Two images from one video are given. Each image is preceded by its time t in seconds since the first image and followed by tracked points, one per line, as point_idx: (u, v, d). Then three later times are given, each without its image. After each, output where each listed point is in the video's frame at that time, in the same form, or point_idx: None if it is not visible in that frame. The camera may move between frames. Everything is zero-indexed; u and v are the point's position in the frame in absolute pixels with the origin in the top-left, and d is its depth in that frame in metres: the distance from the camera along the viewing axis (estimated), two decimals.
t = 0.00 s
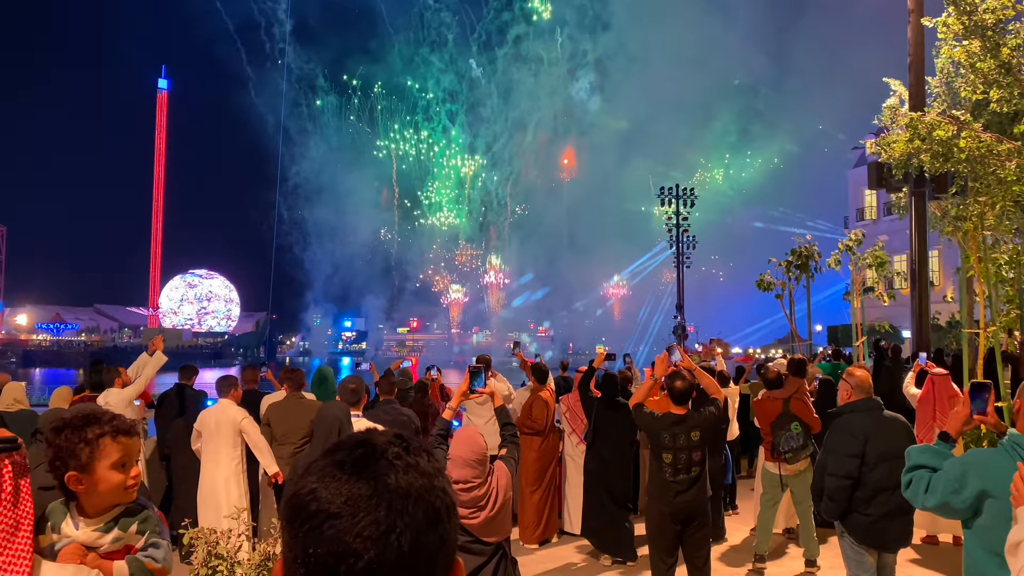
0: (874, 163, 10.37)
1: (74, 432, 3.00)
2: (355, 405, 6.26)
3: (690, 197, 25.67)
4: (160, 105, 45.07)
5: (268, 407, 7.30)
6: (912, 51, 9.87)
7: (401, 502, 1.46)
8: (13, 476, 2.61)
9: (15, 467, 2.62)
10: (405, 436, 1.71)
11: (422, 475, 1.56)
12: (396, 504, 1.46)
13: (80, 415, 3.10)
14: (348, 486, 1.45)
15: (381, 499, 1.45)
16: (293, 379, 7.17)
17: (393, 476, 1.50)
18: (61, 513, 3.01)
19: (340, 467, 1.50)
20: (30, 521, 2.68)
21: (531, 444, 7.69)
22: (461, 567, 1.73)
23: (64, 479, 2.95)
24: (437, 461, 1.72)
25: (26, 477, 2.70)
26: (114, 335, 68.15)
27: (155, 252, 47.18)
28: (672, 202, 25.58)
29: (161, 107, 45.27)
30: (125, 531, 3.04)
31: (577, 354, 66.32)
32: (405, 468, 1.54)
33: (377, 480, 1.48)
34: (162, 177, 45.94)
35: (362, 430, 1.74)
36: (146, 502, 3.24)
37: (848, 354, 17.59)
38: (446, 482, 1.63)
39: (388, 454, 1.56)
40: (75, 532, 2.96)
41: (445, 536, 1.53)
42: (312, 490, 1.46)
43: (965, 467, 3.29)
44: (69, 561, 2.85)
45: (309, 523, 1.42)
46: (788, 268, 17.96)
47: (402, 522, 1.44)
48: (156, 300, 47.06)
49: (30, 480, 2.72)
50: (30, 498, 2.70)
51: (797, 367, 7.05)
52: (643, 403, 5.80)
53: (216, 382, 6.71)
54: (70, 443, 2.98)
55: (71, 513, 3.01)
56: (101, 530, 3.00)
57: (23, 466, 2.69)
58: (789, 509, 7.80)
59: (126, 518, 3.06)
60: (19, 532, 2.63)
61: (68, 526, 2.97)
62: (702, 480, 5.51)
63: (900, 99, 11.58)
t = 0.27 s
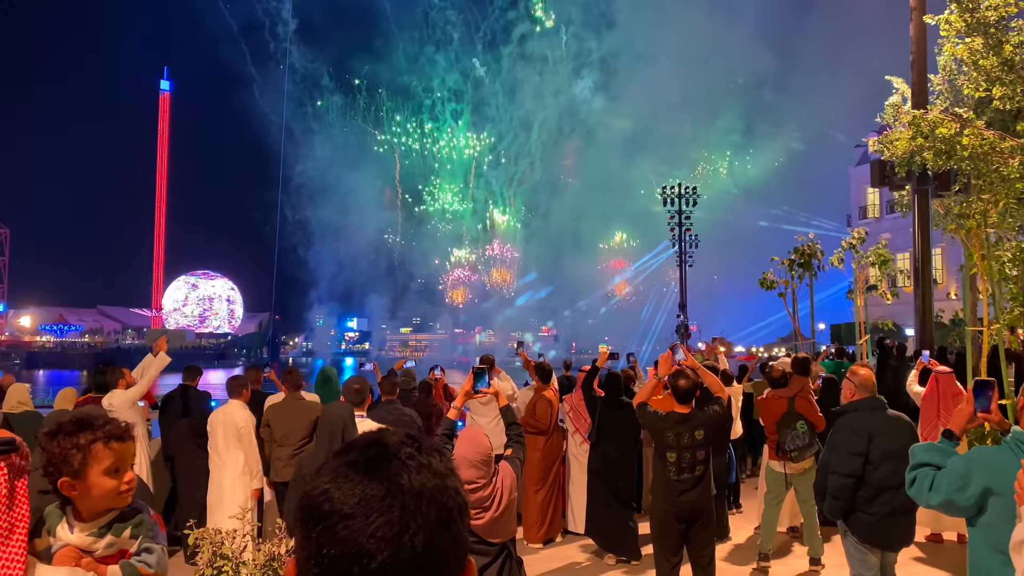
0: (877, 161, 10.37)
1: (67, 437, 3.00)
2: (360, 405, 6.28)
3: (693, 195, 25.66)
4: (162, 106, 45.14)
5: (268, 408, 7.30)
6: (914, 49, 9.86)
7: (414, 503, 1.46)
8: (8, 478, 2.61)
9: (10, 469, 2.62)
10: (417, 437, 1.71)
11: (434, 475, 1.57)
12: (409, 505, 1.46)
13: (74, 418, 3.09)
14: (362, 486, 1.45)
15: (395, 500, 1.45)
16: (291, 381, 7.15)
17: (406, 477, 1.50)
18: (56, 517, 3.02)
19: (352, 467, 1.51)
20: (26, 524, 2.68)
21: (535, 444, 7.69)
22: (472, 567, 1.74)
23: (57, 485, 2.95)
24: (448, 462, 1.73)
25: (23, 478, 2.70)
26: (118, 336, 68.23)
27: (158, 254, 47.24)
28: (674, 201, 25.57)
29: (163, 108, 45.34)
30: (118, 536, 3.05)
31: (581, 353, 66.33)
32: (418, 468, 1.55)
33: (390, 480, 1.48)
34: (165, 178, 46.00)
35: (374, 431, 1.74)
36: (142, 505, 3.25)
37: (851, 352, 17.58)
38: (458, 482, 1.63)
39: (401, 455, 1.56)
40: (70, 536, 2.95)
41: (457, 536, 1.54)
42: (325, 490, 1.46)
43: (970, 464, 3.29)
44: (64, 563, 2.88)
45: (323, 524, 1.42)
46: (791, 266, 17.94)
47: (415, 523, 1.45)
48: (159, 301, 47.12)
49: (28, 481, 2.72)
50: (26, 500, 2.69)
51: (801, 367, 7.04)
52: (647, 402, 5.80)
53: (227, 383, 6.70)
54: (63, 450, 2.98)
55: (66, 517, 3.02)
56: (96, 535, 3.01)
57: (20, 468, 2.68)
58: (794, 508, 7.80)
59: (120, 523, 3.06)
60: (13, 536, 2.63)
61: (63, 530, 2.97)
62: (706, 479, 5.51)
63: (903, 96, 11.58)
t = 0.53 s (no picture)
0: (878, 158, 10.36)
1: (64, 438, 3.00)
2: (364, 405, 6.28)
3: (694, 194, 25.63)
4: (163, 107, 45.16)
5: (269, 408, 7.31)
6: (914, 46, 9.86)
7: (428, 499, 1.47)
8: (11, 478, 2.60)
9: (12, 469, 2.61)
10: (429, 433, 1.72)
11: (448, 471, 1.57)
12: (423, 500, 1.46)
13: (73, 419, 3.09)
14: (375, 482, 1.46)
15: (408, 496, 1.45)
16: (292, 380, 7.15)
17: (420, 472, 1.50)
18: (59, 517, 3.03)
19: (366, 464, 1.51)
20: (31, 524, 2.68)
21: (538, 443, 7.69)
22: (485, 564, 1.73)
23: (56, 486, 2.95)
24: (461, 458, 1.73)
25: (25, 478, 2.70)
26: (119, 337, 68.26)
27: (159, 254, 47.26)
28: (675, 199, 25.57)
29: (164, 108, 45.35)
30: (120, 536, 3.05)
31: (582, 352, 66.35)
32: (431, 464, 1.55)
33: (404, 477, 1.48)
34: (165, 179, 46.01)
35: (386, 428, 1.74)
36: (143, 504, 3.27)
37: (852, 350, 17.58)
38: (471, 478, 1.63)
39: (415, 451, 1.57)
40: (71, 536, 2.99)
41: (471, 531, 1.54)
42: (340, 487, 1.47)
43: (972, 460, 3.29)
44: (69, 562, 2.85)
45: (337, 519, 1.43)
46: (792, 264, 17.95)
47: (430, 518, 1.45)
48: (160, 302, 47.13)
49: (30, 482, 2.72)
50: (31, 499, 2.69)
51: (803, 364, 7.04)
52: (650, 401, 5.79)
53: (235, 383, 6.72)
54: (60, 450, 2.98)
55: (68, 517, 3.02)
56: (99, 534, 3.02)
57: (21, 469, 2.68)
58: (797, 505, 7.80)
59: (123, 523, 3.07)
60: (18, 536, 2.63)
61: (64, 530, 2.99)
62: (710, 477, 5.51)
63: (903, 94, 11.57)
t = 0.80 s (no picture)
0: (876, 157, 10.36)
1: (64, 436, 3.01)
2: (365, 405, 6.27)
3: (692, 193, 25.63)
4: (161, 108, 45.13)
5: (267, 410, 7.31)
6: (912, 45, 9.87)
7: (436, 494, 1.47)
8: (16, 477, 2.60)
9: (17, 468, 2.61)
10: (436, 429, 1.72)
11: (455, 466, 1.57)
12: (430, 495, 1.47)
13: (75, 418, 3.09)
14: (383, 478, 1.46)
15: (416, 491, 1.46)
16: (291, 381, 7.16)
17: (427, 468, 1.51)
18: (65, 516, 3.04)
19: (374, 459, 1.52)
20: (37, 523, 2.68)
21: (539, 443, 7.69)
22: (492, 559, 1.74)
23: (57, 483, 2.98)
24: (468, 454, 1.74)
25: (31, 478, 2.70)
26: (118, 339, 68.17)
27: (158, 256, 47.22)
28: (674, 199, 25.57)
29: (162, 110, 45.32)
30: (125, 535, 3.05)
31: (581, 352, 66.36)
32: (439, 459, 1.56)
33: (412, 472, 1.49)
34: (164, 181, 45.98)
35: (393, 424, 1.75)
36: (147, 503, 3.27)
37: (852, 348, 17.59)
38: (478, 474, 1.64)
39: (422, 447, 1.57)
40: (77, 535, 2.97)
41: (479, 526, 1.54)
42: (349, 482, 1.47)
43: (971, 458, 3.30)
44: (77, 561, 2.88)
45: (346, 514, 1.43)
46: (791, 263, 17.95)
47: (437, 513, 1.45)
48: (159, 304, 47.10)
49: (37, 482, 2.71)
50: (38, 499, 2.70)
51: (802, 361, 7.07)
52: (649, 400, 5.80)
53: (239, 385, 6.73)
54: (60, 449, 2.99)
55: (72, 516, 3.03)
56: (104, 534, 3.02)
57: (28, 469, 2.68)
58: (797, 504, 7.80)
59: (127, 522, 3.08)
60: (24, 535, 2.63)
61: (70, 529, 2.98)
62: (710, 476, 5.52)
63: (901, 92, 11.58)
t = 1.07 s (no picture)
0: (872, 156, 10.37)
1: (65, 433, 3.01)
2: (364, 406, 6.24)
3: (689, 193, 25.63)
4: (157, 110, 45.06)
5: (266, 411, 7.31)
6: (908, 44, 9.88)
7: (434, 490, 1.47)
8: (18, 474, 2.61)
9: (19, 466, 2.62)
10: (433, 427, 1.72)
11: (453, 463, 1.57)
12: (428, 492, 1.47)
13: (78, 415, 3.09)
14: (381, 475, 1.46)
15: (414, 487, 1.46)
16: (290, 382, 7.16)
17: (425, 464, 1.51)
18: (64, 515, 3.04)
19: (372, 457, 1.52)
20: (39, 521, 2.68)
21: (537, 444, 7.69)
22: (490, 557, 1.74)
23: (57, 479, 2.99)
24: (465, 452, 1.74)
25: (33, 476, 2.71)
26: (115, 342, 68.03)
27: (154, 258, 47.14)
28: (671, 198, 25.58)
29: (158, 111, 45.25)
30: (122, 530, 3.06)
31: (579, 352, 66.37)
32: (436, 456, 1.56)
33: (410, 469, 1.49)
34: (160, 183, 45.90)
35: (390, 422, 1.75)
36: (143, 498, 3.28)
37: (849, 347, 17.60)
38: (476, 471, 1.64)
39: (419, 444, 1.57)
40: (76, 533, 2.97)
41: (477, 522, 1.54)
42: (347, 479, 1.48)
43: (969, 455, 3.30)
44: (76, 561, 2.83)
45: (344, 511, 1.44)
46: (788, 262, 17.97)
47: (435, 510, 1.45)
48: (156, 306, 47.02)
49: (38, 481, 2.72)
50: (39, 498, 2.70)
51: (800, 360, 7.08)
52: (647, 399, 5.80)
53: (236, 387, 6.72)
54: (61, 445, 2.99)
55: (73, 514, 3.04)
56: (102, 531, 3.02)
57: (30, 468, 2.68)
58: (795, 503, 7.81)
59: (124, 516, 3.08)
60: (27, 535, 2.63)
61: (69, 528, 2.98)
62: (707, 475, 5.53)
63: (897, 91, 11.59)
